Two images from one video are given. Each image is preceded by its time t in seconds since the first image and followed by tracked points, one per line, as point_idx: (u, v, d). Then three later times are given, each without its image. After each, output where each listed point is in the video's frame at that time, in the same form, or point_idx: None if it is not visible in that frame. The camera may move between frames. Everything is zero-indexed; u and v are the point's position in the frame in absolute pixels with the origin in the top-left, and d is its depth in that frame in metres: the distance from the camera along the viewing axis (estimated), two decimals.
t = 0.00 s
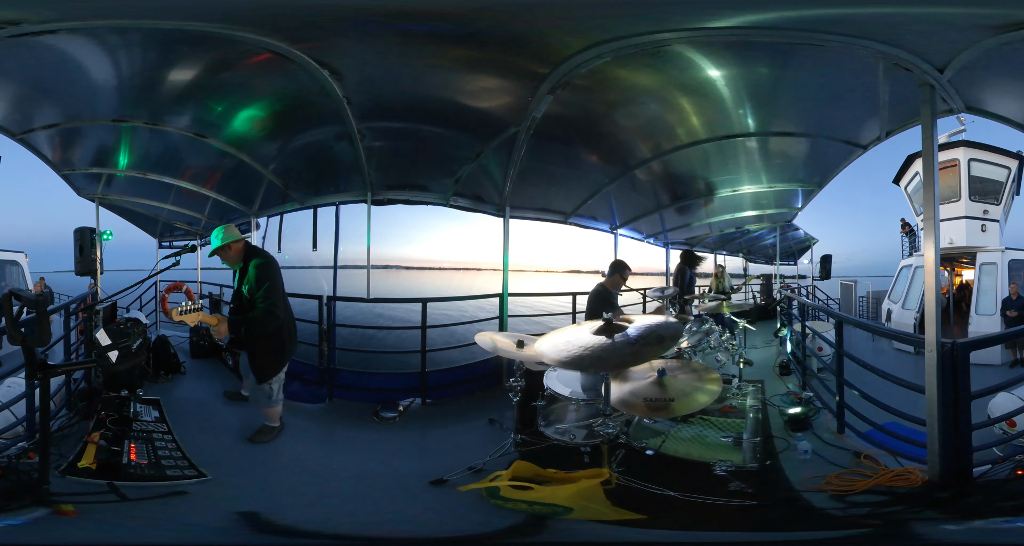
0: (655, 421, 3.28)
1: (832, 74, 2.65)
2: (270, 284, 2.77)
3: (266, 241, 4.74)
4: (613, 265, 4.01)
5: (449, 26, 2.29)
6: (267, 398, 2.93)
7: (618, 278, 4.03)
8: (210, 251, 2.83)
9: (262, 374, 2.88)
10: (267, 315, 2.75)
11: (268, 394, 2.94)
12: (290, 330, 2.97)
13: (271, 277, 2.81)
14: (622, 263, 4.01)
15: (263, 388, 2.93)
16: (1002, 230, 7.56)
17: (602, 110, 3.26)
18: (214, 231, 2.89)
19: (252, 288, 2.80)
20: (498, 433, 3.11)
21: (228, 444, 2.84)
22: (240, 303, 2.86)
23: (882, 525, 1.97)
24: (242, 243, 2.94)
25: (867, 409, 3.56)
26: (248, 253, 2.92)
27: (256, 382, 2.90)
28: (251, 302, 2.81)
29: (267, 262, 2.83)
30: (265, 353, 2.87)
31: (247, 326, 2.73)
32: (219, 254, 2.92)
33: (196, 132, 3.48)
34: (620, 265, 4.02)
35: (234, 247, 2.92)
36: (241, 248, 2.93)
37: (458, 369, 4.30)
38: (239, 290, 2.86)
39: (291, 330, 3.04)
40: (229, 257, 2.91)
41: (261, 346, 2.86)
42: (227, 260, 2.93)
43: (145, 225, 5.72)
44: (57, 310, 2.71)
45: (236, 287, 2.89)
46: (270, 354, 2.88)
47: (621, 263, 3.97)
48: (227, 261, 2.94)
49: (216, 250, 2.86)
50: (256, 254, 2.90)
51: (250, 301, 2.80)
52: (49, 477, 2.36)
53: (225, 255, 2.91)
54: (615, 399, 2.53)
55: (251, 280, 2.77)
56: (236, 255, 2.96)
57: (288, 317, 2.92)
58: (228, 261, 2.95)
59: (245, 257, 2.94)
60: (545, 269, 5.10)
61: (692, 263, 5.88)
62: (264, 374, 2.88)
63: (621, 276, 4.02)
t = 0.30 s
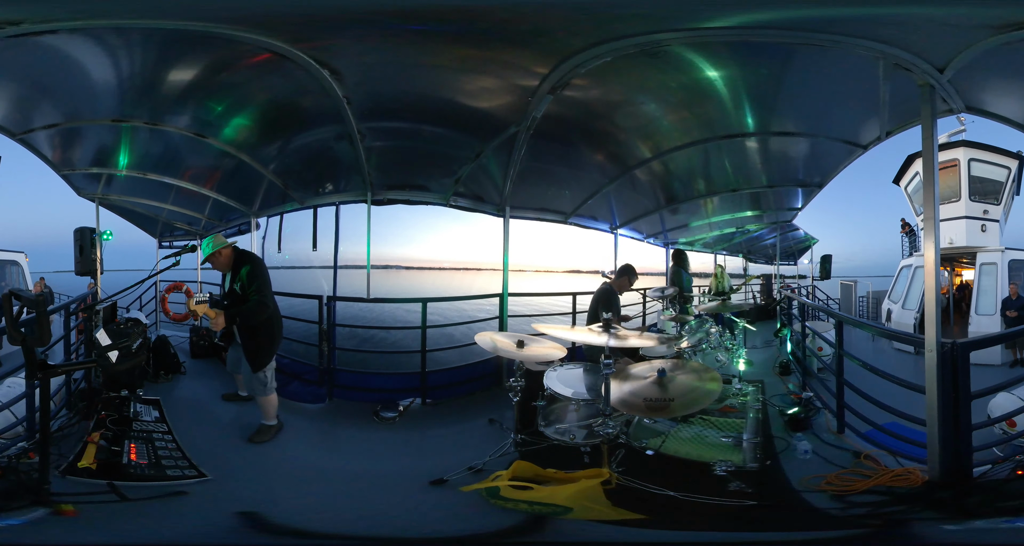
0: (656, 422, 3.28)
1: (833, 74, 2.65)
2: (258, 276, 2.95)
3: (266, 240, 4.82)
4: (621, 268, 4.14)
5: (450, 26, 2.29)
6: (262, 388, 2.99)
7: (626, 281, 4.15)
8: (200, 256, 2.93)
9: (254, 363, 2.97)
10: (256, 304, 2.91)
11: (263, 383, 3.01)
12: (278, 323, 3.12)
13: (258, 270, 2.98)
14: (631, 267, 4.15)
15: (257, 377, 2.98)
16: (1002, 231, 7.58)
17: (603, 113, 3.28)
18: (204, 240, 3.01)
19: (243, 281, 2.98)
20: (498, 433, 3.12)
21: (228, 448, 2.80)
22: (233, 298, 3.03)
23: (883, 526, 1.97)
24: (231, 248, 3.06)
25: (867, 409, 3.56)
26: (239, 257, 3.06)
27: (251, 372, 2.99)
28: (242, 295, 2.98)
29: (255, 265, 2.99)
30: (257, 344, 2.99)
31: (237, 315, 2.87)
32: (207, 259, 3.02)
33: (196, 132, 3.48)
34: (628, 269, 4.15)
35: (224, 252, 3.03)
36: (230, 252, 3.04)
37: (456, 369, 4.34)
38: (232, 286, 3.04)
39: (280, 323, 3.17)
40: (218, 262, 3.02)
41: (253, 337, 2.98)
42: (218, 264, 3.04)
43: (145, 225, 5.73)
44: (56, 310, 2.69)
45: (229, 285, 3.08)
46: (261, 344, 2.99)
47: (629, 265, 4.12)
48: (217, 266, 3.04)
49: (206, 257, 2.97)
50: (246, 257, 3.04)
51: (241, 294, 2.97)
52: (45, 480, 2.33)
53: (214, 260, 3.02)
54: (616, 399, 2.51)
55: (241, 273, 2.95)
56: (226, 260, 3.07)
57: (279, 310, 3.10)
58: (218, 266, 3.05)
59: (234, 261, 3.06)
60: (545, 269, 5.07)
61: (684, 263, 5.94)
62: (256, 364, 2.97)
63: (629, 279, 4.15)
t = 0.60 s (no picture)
0: (656, 421, 3.28)
1: (834, 74, 2.65)
2: (254, 276, 3.05)
3: (266, 240, 4.36)
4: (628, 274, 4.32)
5: (449, 27, 2.30)
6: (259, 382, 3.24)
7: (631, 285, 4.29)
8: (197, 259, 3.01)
9: (252, 357, 3.17)
10: (249, 305, 3.01)
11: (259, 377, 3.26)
12: (272, 319, 3.24)
13: (253, 269, 3.08)
14: (637, 274, 4.34)
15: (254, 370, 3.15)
16: (1002, 231, 7.58)
17: (603, 114, 3.28)
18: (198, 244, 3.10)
19: (236, 281, 3.09)
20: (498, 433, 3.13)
21: (228, 448, 2.81)
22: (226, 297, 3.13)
23: (883, 526, 1.97)
24: (225, 250, 3.16)
25: (868, 410, 3.56)
26: (233, 258, 3.14)
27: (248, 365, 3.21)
28: (235, 294, 3.09)
29: (249, 265, 3.09)
30: (251, 339, 3.13)
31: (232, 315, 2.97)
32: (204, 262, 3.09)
33: (196, 132, 3.49)
34: (633, 276, 4.33)
35: (218, 255, 3.11)
36: (224, 254, 3.12)
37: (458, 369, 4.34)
38: (225, 284, 3.14)
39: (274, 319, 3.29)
40: (213, 264, 3.09)
41: (247, 333, 3.12)
42: (212, 266, 3.11)
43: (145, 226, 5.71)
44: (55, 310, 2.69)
45: (222, 282, 3.17)
46: (255, 340, 3.13)
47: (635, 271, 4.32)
48: (211, 267, 3.11)
49: (202, 261, 3.04)
50: (241, 257, 3.15)
51: (234, 293, 3.08)
52: (46, 480, 2.33)
53: (209, 262, 3.09)
54: (616, 398, 2.52)
55: (234, 274, 3.05)
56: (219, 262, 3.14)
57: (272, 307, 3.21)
58: (212, 267, 3.12)
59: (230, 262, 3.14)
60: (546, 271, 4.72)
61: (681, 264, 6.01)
62: (253, 358, 3.17)
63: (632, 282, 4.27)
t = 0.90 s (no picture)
0: (656, 421, 3.29)
1: (834, 74, 2.64)
2: (251, 274, 3.01)
3: (266, 240, 4.92)
4: (625, 272, 4.15)
5: (449, 25, 2.29)
6: (259, 382, 3.12)
7: (628, 283, 4.11)
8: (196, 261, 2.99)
9: (252, 358, 3.11)
10: (246, 304, 2.94)
11: (260, 377, 3.13)
12: (272, 317, 3.20)
13: (252, 268, 3.02)
14: (635, 271, 4.17)
15: (255, 370, 3.12)
16: (1002, 230, 7.58)
17: (603, 113, 3.27)
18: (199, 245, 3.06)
19: (235, 281, 3.04)
20: (498, 433, 3.13)
21: (228, 449, 2.80)
22: (228, 297, 3.11)
23: (882, 526, 1.97)
24: (224, 252, 3.10)
25: (868, 409, 3.56)
26: (232, 259, 3.09)
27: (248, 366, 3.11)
28: (235, 293, 3.06)
29: (248, 264, 3.04)
30: (252, 339, 3.09)
31: (230, 316, 2.92)
32: (205, 263, 3.07)
33: (196, 132, 3.48)
34: (632, 272, 4.15)
35: (218, 255, 3.07)
36: (224, 255, 3.08)
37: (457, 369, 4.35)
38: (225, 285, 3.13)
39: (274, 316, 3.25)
40: (213, 265, 3.06)
41: (247, 333, 3.08)
42: (212, 267, 3.08)
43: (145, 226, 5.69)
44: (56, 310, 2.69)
45: (223, 283, 3.15)
46: (255, 339, 3.09)
47: (634, 269, 4.15)
48: (211, 268, 3.08)
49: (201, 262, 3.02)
50: (239, 258, 3.09)
51: (235, 292, 3.05)
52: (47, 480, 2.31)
53: (209, 263, 3.07)
54: (616, 398, 2.51)
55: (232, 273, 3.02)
56: (220, 264, 3.11)
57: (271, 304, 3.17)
58: (213, 267, 3.10)
59: (229, 262, 3.11)
60: (545, 270, 4.78)
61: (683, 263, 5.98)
62: (253, 358, 3.10)
63: (631, 281, 4.16)
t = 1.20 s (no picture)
0: (656, 422, 3.29)
1: (834, 74, 2.64)
2: (252, 274, 3.01)
3: (266, 240, 5.00)
4: (625, 272, 4.19)
5: (449, 25, 2.29)
6: (260, 382, 3.12)
7: (628, 283, 4.16)
8: (197, 261, 3.00)
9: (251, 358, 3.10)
10: (246, 304, 2.94)
11: (260, 376, 3.13)
12: (272, 316, 3.21)
13: (252, 268, 3.02)
14: (634, 271, 4.23)
15: (256, 370, 3.11)
16: (1002, 230, 7.58)
17: (602, 113, 3.27)
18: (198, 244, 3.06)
19: (235, 281, 3.04)
20: (498, 433, 3.13)
21: (229, 449, 2.81)
22: (228, 296, 3.11)
23: (882, 526, 1.97)
24: (224, 250, 3.10)
25: (868, 409, 3.56)
26: (232, 259, 3.09)
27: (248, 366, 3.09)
28: (235, 293, 3.06)
29: (248, 264, 3.04)
30: (251, 338, 3.09)
31: (230, 315, 2.92)
32: (205, 264, 3.08)
33: (196, 132, 3.48)
34: (632, 273, 4.21)
35: (218, 255, 3.07)
36: (224, 256, 3.08)
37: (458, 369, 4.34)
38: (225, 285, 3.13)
39: (275, 316, 3.26)
40: (213, 265, 3.06)
41: (247, 332, 3.07)
42: (212, 267, 3.08)
43: (145, 226, 5.68)
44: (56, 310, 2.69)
45: (223, 283, 3.16)
46: (255, 339, 3.08)
47: (632, 268, 4.22)
48: (212, 267, 3.09)
49: (202, 263, 3.02)
50: (239, 257, 3.09)
51: (235, 292, 3.05)
52: (46, 480, 2.30)
53: (209, 263, 3.07)
54: (615, 398, 2.51)
55: (234, 274, 3.02)
56: (220, 264, 3.11)
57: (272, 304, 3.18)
58: (213, 267, 3.10)
59: (230, 262, 3.11)
60: (545, 269, 4.84)
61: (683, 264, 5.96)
62: (252, 358, 3.09)
63: (630, 281, 4.18)
